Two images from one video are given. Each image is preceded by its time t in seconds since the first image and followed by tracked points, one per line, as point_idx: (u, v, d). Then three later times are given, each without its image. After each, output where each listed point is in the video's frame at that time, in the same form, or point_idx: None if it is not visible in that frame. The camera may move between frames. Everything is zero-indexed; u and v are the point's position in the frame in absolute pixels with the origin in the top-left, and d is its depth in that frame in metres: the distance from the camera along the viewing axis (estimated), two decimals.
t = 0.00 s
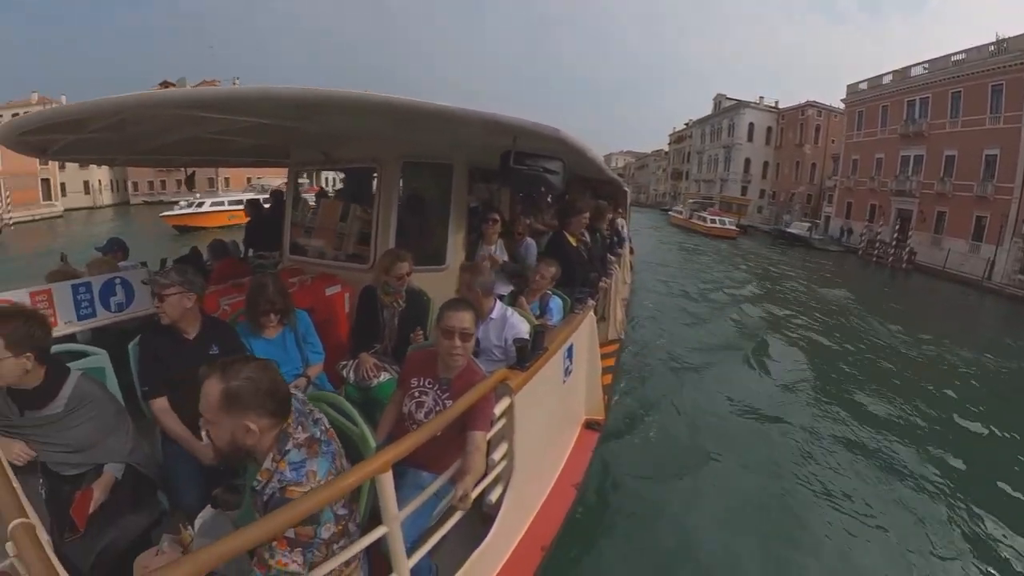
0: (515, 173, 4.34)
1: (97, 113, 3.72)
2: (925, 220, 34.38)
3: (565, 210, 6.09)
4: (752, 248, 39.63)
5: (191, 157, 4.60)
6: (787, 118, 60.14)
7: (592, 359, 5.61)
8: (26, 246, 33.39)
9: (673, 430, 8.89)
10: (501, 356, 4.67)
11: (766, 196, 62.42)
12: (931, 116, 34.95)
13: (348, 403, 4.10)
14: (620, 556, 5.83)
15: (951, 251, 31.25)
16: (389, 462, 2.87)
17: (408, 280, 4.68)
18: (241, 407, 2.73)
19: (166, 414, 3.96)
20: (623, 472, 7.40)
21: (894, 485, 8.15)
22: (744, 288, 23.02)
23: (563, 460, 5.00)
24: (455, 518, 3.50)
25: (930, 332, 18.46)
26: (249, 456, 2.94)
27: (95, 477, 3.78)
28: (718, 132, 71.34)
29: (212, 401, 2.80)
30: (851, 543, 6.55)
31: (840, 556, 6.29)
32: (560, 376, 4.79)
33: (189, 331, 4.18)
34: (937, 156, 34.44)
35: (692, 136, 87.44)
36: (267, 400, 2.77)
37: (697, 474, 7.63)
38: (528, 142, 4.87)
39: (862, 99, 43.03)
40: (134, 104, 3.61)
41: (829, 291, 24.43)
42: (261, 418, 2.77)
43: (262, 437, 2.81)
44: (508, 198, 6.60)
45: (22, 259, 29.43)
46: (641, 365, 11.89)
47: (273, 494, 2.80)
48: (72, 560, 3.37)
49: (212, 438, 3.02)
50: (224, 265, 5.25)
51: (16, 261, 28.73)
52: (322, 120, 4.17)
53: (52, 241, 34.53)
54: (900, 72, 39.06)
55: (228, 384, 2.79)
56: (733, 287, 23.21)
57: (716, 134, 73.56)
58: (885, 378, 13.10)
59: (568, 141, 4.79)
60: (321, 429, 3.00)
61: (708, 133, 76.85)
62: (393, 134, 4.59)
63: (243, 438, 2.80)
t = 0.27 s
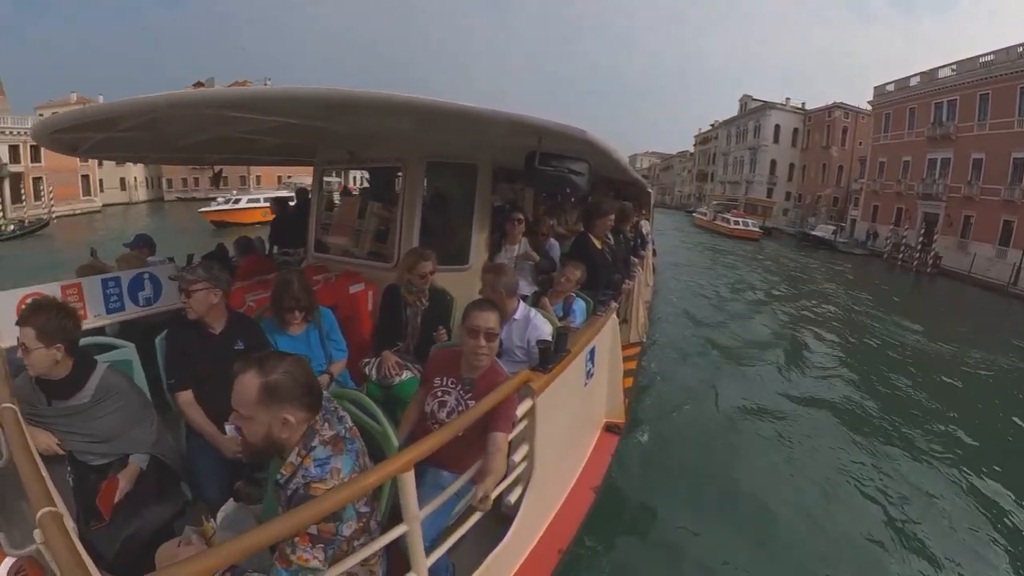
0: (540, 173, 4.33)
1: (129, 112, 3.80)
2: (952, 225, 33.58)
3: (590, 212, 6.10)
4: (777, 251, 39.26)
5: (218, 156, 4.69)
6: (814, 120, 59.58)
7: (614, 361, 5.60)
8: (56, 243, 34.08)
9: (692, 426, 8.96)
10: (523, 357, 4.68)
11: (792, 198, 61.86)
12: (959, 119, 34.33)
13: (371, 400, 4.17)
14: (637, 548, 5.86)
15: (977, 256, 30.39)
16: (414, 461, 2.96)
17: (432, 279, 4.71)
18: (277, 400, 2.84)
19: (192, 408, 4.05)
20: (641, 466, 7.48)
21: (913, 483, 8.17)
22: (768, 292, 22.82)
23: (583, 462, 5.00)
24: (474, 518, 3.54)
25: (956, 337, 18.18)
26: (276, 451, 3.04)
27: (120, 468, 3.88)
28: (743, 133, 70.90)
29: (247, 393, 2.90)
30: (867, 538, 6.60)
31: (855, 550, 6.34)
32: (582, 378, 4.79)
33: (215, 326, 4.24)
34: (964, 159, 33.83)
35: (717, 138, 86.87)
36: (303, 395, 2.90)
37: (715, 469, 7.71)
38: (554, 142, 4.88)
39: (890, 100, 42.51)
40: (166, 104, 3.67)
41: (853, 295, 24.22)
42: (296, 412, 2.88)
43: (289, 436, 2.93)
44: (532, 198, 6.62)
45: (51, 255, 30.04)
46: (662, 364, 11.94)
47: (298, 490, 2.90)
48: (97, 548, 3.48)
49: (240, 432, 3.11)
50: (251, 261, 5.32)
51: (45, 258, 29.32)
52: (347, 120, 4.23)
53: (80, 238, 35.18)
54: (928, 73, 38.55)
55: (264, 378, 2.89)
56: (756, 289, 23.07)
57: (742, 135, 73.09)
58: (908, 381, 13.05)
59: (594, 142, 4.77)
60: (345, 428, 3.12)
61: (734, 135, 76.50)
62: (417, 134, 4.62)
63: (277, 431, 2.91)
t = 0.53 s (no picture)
0: (561, 173, 4.27)
1: (148, 108, 3.79)
2: (980, 227, 32.39)
3: (611, 213, 6.03)
4: (802, 252, 38.84)
5: (237, 153, 4.67)
6: (841, 119, 58.81)
7: (633, 364, 5.52)
8: (84, 237, 34.52)
9: (709, 430, 8.96)
10: (542, 358, 4.63)
11: (818, 199, 61.15)
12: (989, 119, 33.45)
13: (387, 400, 4.15)
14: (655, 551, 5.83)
15: (1004, 260, 28.88)
16: (429, 464, 2.93)
17: (449, 278, 4.67)
18: (297, 398, 2.81)
19: (208, 405, 4.05)
20: (658, 469, 7.50)
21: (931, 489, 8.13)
22: (793, 293, 22.58)
23: (600, 466, 4.94)
24: (489, 522, 3.49)
25: (986, 343, 17.80)
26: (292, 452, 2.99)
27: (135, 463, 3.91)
28: (769, 132, 70.24)
29: (267, 394, 2.84)
30: (881, 544, 6.58)
31: (869, 555, 6.33)
32: (600, 381, 4.72)
33: (232, 323, 4.23)
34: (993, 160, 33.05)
35: (742, 137, 86.15)
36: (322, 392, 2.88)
37: (734, 473, 7.74)
38: (576, 141, 4.82)
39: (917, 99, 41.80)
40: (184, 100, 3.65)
41: (880, 298, 23.87)
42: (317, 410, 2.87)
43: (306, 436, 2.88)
44: (552, 197, 6.56)
45: (78, 249, 30.42)
46: (681, 365, 11.92)
47: (313, 490, 2.85)
48: (112, 542, 3.51)
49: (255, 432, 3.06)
50: (268, 257, 5.29)
51: (73, 252, 29.70)
52: (366, 117, 4.20)
53: (107, 233, 35.60)
54: (956, 72, 37.84)
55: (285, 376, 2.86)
56: (781, 291, 22.83)
57: (768, 134, 72.41)
58: (929, 384, 12.95)
59: (616, 141, 4.69)
60: (361, 427, 3.08)
61: (760, 134, 75.83)
62: (437, 132, 4.58)
63: (305, 426, 2.87)
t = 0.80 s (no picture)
0: (583, 170, 4.18)
1: (164, 103, 3.76)
2: (1011, 229, 32.12)
3: (633, 211, 5.94)
4: (827, 253, 38.38)
5: (254, 148, 4.63)
6: (869, 118, 58.09)
7: (652, 367, 5.43)
8: (114, 231, 35.10)
9: (727, 430, 8.97)
10: (561, 358, 4.57)
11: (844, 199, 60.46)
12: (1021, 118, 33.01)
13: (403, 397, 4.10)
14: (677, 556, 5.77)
15: None
16: (447, 463, 2.91)
17: (468, 276, 4.61)
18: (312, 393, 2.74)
19: (223, 400, 4.02)
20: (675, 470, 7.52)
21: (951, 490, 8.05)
22: (817, 295, 22.33)
23: (618, 471, 4.86)
24: (506, 524, 3.43)
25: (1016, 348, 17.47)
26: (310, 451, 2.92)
27: (150, 457, 3.88)
28: (795, 131, 69.58)
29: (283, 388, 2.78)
30: (898, 547, 6.54)
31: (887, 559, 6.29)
32: (620, 384, 4.64)
33: (248, 318, 4.19)
34: None
35: (767, 136, 85.31)
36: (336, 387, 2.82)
37: (755, 473, 7.77)
38: (597, 138, 4.74)
39: (948, 98, 41.20)
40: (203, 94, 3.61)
41: (907, 300, 23.54)
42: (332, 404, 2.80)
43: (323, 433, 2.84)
44: (572, 195, 6.47)
45: (108, 242, 30.92)
46: (699, 366, 11.92)
47: (329, 488, 2.80)
48: (124, 534, 3.49)
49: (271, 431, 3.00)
50: (284, 253, 5.25)
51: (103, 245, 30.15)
52: (385, 112, 4.14)
53: (137, 227, 36.14)
54: (987, 70, 37.26)
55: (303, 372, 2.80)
56: (806, 292, 22.57)
57: (793, 133, 71.71)
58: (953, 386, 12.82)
59: (639, 138, 4.59)
60: (378, 425, 3.02)
61: (785, 132, 75.14)
62: (457, 128, 4.52)
63: (321, 424, 2.81)
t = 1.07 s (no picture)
0: (603, 167, 4.09)
1: (181, 97, 3.72)
2: None
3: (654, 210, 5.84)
4: (855, 255, 37.87)
5: (269, 143, 4.60)
6: (899, 117, 57.24)
7: (673, 370, 5.32)
8: (143, 225, 35.58)
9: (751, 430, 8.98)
10: (580, 359, 4.49)
11: (872, 199, 59.66)
12: None
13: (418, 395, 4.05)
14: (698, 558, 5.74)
15: None
16: (463, 463, 2.90)
17: (485, 273, 4.56)
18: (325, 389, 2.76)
19: (238, 395, 3.98)
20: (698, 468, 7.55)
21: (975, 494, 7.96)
22: (844, 297, 22.03)
23: (634, 474, 4.76)
24: (521, 526, 3.38)
25: None
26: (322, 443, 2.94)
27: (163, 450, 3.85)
28: (823, 130, 68.77)
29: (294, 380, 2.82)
30: (918, 548, 6.52)
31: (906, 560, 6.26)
32: (639, 386, 4.55)
33: (263, 313, 4.15)
34: None
35: (795, 135, 84.34)
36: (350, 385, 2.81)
37: (773, 472, 7.80)
38: (619, 134, 4.65)
39: (981, 96, 40.49)
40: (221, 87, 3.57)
41: (936, 304, 23.15)
42: (344, 401, 2.79)
43: (335, 428, 2.83)
44: (593, 193, 6.39)
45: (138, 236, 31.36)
46: (726, 369, 11.91)
47: (344, 485, 2.78)
48: (136, 528, 3.47)
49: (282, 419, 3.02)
50: (299, 249, 5.21)
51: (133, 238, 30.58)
52: (404, 107, 4.09)
53: (166, 221, 36.62)
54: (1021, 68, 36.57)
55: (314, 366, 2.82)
56: (832, 294, 22.27)
57: (821, 131, 70.88)
58: (986, 393, 12.61)
59: (662, 134, 4.50)
60: (394, 422, 2.97)
61: (813, 131, 74.29)
62: (477, 123, 4.46)
63: (327, 419, 2.80)
